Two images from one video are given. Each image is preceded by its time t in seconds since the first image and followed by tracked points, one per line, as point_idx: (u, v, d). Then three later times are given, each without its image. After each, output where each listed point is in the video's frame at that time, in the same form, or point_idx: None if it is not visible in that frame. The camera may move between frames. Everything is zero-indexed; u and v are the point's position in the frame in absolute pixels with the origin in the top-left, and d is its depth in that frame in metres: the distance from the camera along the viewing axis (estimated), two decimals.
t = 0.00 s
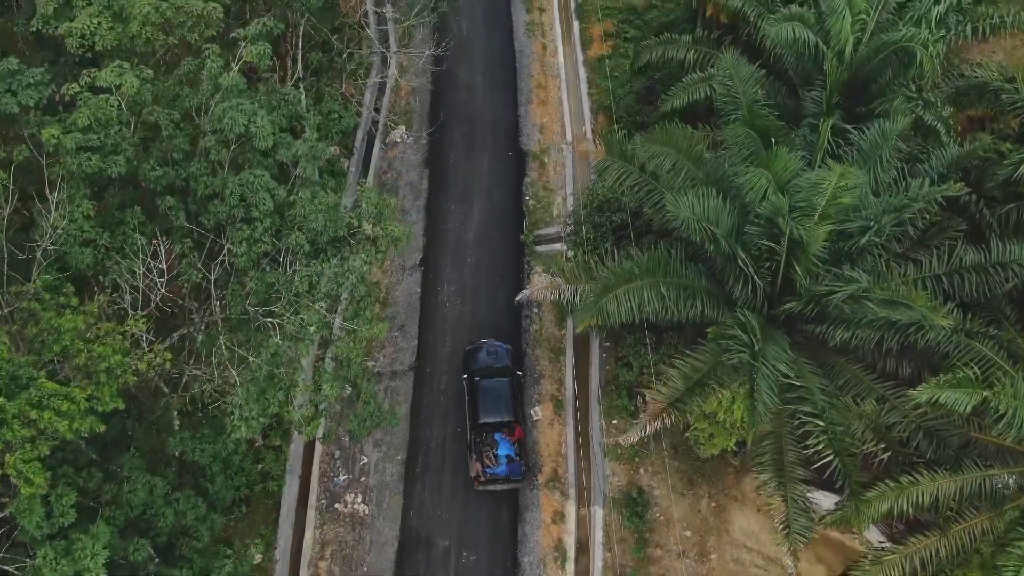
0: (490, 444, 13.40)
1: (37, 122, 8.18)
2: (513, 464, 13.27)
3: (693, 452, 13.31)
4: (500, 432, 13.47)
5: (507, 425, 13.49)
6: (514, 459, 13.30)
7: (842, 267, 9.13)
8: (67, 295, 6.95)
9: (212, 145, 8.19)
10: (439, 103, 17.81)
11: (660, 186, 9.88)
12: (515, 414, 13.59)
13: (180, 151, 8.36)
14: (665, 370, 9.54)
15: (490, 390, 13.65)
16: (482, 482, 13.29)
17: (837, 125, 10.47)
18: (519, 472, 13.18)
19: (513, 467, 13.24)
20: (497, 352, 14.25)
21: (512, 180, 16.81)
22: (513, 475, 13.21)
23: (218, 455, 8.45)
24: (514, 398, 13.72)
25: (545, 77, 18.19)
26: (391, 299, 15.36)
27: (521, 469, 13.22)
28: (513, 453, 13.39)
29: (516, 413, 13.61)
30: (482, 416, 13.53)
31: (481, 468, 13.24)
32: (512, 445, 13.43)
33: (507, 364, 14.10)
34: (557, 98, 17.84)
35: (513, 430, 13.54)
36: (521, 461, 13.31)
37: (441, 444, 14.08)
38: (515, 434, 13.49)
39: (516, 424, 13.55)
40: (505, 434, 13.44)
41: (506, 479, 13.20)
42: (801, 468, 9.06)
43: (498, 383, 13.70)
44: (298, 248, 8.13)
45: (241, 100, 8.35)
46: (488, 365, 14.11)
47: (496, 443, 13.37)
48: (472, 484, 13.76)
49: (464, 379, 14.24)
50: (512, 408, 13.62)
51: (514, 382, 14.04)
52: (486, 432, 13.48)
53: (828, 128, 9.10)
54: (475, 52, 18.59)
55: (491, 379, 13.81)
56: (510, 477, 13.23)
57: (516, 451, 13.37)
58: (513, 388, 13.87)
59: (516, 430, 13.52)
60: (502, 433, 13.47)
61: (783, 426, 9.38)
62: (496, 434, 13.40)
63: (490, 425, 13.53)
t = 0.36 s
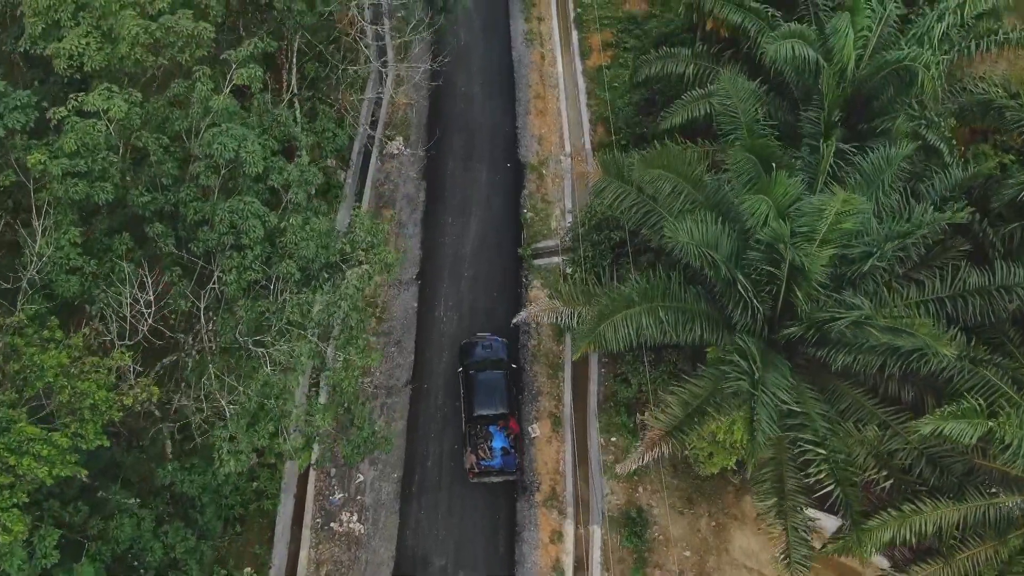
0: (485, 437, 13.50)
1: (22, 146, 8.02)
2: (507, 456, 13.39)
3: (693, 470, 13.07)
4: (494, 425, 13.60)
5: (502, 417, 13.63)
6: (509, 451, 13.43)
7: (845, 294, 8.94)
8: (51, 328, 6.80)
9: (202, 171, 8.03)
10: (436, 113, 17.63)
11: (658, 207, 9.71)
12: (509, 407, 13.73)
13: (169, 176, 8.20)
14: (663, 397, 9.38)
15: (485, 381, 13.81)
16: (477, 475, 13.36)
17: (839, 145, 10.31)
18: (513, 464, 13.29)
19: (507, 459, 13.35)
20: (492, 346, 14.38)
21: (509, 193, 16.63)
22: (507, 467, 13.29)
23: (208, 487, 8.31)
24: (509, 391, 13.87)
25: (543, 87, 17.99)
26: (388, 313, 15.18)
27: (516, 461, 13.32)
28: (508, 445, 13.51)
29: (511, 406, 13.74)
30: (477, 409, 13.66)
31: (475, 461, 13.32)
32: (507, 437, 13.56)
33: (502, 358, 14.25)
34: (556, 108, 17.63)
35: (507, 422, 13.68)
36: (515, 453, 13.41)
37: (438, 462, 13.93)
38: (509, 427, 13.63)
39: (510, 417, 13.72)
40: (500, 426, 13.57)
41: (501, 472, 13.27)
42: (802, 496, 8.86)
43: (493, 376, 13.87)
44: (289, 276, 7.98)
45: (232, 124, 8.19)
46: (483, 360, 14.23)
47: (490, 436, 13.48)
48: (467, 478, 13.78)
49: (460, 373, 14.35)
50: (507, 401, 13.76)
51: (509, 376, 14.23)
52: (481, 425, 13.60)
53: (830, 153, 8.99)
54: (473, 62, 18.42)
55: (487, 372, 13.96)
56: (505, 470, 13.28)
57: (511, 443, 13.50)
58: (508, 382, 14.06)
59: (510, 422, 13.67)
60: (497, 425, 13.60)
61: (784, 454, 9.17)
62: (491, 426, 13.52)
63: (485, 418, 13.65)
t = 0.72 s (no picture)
0: (479, 429, 13.57)
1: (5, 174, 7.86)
2: (501, 448, 13.46)
3: (691, 489, 12.81)
4: (489, 417, 13.66)
5: (496, 410, 13.68)
6: (503, 443, 13.51)
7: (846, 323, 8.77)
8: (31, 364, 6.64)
9: (189, 199, 7.86)
10: (434, 125, 17.55)
11: (655, 230, 9.54)
12: (504, 400, 13.78)
13: (156, 204, 8.04)
14: (660, 426, 9.19)
15: (480, 373, 13.84)
16: (471, 467, 13.47)
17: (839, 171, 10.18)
18: (507, 456, 13.39)
19: (501, 451, 13.43)
20: (487, 338, 14.37)
21: (507, 207, 16.45)
22: (501, 459, 13.39)
23: (196, 522, 8.17)
24: (503, 384, 13.92)
25: (541, 98, 17.79)
26: (384, 329, 15.09)
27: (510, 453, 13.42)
28: (502, 437, 13.58)
29: (505, 398, 13.79)
30: (471, 401, 13.74)
31: (469, 452, 13.42)
32: (501, 429, 13.62)
33: (497, 351, 14.27)
34: (554, 119, 17.40)
35: (502, 416, 13.73)
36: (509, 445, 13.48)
37: (434, 482, 13.77)
38: (504, 419, 13.68)
39: (504, 410, 13.77)
40: (494, 418, 13.63)
41: (495, 464, 13.35)
42: (802, 527, 8.61)
43: (488, 369, 13.90)
44: (278, 307, 7.80)
45: (220, 151, 8.03)
46: (478, 351, 14.28)
47: (484, 428, 13.53)
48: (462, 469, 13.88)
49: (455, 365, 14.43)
50: (501, 393, 13.81)
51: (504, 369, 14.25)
52: (475, 417, 13.68)
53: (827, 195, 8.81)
54: (470, 74, 18.35)
55: (482, 365, 13.99)
56: (499, 462, 13.38)
57: (504, 436, 13.57)
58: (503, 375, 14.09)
59: (504, 415, 13.73)
60: (491, 418, 13.66)
61: (784, 484, 8.96)
62: (485, 419, 13.58)
63: (479, 410, 13.72)
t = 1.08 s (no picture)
0: (473, 421, 13.61)
1: None
2: (496, 439, 13.52)
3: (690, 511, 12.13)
4: (484, 409, 13.68)
5: (491, 402, 13.70)
6: (497, 434, 13.56)
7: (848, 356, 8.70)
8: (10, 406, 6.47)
9: (175, 230, 7.66)
10: (430, 138, 17.37)
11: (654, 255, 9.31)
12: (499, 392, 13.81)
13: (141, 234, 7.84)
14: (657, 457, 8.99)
15: (475, 366, 13.87)
16: (465, 457, 13.56)
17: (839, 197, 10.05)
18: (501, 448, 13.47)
19: (495, 442, 13.49)
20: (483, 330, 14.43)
21: (505, 222, 16.30)
22: (495, 450, 13.48)
23: (181, 559, 8.00)
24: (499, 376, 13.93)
25: (539, 109, 17.57)
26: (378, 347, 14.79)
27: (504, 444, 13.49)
28: (496, 428, 13.62)
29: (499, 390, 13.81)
30: (466, 392, 13.75)
31: (464, 443, 13.49)
32: (496, 421, 13.65)
33: (493, 344, 14.28)
34: (552, 132, 17.20)
35: (496, 408, 13.76)
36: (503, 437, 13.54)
37: (429, 503, 13.64)
38: (499, 412, 13.70)
39: (499, 401, 13.79)
40: (489, 410, 13.65)
41: (489, 455, 13.45)
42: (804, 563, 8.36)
43: (483, 361, 13.91)
44: (267, 341, 7.61)
45: (207, 180, 7.83)
46: (473, 343, 14.32)
47: (479, 420, 13.58)
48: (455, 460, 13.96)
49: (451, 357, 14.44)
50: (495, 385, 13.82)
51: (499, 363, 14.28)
52: (470, 409, 13.70)
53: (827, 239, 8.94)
54: (468, 85, 18.18)
55: (478, 357, 14.00)
56: (493, 452, 13.47)
57: (499, 427, 13.61)
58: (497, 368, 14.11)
59: (499, 406, 13.75)
60: (486, 410, 13.67)
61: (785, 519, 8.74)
62: (479, 411, 13.61)
63: (474, 402, 13.73)
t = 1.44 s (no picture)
0: (467, 412, 13.48)
1: None
2: (489, 431, 13.40)
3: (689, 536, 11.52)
4: (478, 401, 13.53)
5: (484, 394, 13.56)
6: (490, 425, 13.44)
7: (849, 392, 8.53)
8: None
9: (157, 265, 7.43)
10: (426, 150, 17.19)
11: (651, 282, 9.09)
12: (493, 383, 13.68)
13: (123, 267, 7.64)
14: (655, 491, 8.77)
15: (470, 359, 13.74)
16: (458, 449, 13.46)
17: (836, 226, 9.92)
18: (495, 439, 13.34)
19: (489, 434, 13.37)
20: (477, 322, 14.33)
21: (501, 237, 16.10)
22: (489, 442, 13.38)
23: None
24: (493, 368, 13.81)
25: (538, 122, 17.29)
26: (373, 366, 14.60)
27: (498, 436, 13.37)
28: (490, 420, 13.50)
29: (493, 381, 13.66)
30: (460, 384, 13.61)
31: (457, 435, 13.38)
32: (489, 413, 13.51)
33: (487, 337, 14.17)
34: (550, 145, 16.92)
35: (490, 399, 13.62)
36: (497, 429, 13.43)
37: (424, 526, 13.42)
38: (492, 403, 13.56)
39: (493, 392, 13.65)
40: (483, 402, 13.50)
41: (482, 446, 13.35)
42: None
43: (477, 353, 13.81)
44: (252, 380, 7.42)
45: (190, 213, 7.60)
46: (468, 335, 14.21)
47: (472, 412, 13.43)
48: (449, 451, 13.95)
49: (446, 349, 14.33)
50: (489, 376, 13.69)
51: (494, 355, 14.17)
52: (464, 401, 13.55)
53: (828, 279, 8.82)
54: (464, 98, 17.95)
55: (472, 349, 13.89)
56: (486, 444, 13.36)
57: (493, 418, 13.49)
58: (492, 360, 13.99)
59: (493, 397, 13.61)
60: (480, 402, 13.53)
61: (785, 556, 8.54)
62: (473, 403, 13.46)
63: (468, 394, 13.59)
